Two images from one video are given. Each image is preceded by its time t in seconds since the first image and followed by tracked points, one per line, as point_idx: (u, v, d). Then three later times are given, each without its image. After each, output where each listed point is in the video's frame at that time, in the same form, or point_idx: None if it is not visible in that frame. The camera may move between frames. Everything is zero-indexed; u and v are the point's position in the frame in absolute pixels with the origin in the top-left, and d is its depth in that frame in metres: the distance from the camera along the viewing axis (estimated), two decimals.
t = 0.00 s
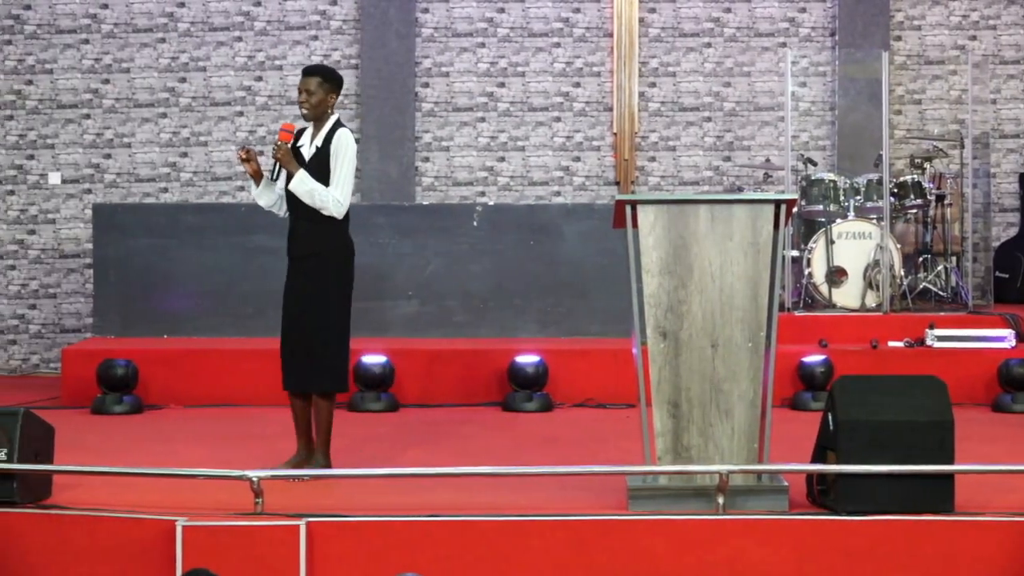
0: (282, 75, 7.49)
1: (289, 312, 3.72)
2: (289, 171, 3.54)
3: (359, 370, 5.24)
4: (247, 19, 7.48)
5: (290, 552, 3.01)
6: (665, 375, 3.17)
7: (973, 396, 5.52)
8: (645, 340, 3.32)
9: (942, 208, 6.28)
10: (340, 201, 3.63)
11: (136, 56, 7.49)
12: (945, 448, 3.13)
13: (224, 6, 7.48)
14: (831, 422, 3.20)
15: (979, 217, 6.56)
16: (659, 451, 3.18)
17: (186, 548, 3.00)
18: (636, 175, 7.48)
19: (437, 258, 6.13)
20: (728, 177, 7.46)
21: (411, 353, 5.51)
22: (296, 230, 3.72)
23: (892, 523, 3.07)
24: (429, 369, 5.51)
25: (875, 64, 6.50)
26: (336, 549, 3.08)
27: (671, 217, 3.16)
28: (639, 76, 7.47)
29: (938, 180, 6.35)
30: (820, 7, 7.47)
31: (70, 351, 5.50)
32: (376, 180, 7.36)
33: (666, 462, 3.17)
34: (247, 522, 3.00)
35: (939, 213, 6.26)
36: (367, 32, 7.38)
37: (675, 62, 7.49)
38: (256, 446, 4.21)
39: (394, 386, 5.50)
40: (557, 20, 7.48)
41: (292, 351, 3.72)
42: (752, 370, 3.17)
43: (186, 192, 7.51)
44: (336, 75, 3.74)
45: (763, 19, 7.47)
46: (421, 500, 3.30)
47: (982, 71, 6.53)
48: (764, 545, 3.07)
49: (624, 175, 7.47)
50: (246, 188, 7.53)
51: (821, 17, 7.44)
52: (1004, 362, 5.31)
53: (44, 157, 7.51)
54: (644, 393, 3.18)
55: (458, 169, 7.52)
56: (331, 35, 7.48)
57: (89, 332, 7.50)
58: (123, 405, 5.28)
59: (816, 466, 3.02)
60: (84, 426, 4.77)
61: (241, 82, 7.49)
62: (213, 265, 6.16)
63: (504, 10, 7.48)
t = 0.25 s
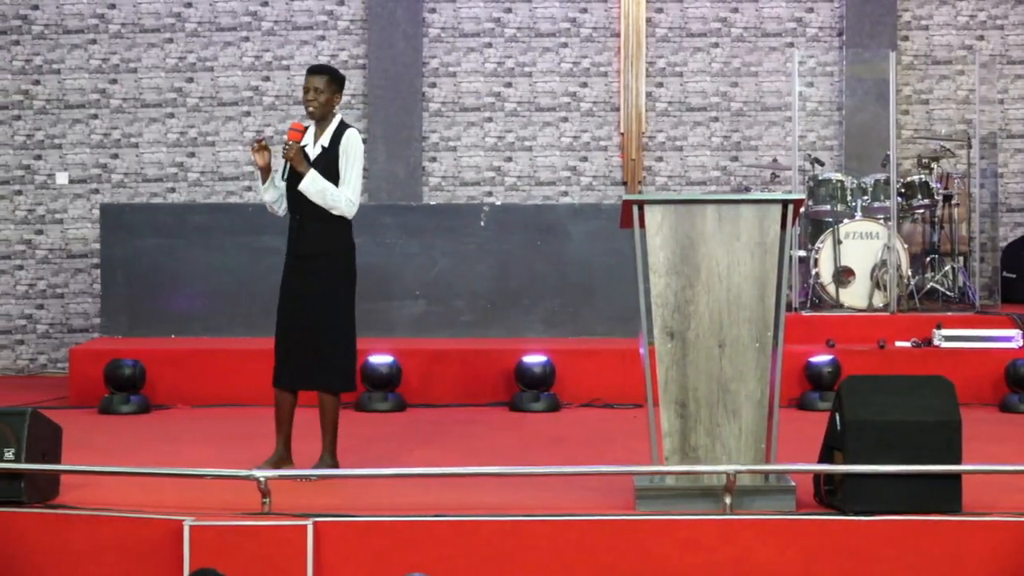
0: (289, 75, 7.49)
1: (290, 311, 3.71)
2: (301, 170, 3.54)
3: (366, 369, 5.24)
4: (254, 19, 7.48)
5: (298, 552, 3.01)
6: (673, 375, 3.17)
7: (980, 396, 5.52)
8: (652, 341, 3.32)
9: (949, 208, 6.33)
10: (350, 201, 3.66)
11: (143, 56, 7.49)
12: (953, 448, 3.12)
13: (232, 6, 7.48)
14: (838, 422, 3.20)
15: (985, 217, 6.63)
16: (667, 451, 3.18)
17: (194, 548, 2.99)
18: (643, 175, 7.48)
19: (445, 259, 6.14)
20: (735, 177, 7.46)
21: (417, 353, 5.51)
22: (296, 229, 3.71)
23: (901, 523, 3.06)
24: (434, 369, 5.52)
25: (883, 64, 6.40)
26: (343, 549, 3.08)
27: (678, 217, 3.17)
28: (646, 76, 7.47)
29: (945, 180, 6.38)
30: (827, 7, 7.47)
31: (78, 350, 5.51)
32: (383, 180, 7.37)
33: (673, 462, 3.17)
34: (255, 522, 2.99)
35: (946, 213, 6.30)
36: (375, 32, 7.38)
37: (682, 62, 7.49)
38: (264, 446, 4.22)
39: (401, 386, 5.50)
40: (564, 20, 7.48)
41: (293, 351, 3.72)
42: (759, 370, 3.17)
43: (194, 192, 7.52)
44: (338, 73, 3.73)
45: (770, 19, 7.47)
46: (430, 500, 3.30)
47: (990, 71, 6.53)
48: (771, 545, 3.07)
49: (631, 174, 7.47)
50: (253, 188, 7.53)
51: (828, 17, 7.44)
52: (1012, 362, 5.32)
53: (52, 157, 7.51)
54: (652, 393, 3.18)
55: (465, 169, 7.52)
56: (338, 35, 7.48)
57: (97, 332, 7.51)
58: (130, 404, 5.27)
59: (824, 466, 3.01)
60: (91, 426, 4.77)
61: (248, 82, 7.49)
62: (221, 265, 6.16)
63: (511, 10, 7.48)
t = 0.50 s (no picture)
0: (296, 75, 7.49)
1: (292, 312, 3.69)
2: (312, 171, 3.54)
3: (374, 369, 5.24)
4: (262, 19, 7.49)
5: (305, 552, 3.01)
6: (680, 375, 3.17)
7: (988, 396, 5.52)
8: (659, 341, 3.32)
9: (956, 208, 6.29)
10: (357, 200, 3.68)
11: (151, 56, 7.49)
12: (961, 449, 3.12)
13: (239, 6, 7.48)
14: (846, 423, 3.19)
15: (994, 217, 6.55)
16: (674, 451, 3.18)
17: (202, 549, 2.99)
18: (651, 175, 7.48)
19: (452, 258, 6.14)
20: (743, 177, 7.46)
21: (423, 353, 5.52)
22: (291, 229, 3.70)
23: (910, 524, 3.06)
24: (439, 369, 5.52)
25: (891, 64, 6.43)
26: (351, 549, 3.08)
27: (686, 217, 3.16)
28: (653, 76, 7.46)
29: (953, 180, 6.32)
30: (835, 7, 7.46)
31: (87, 350, 5.51)
32: (390, 180, 7.38)
33: (681, 462, 3.17)
34: (264, 522, 2.99)
35: (954, 214, 6.27)
36: (382, 33, 7.38)
37: (690, 62, 7.48)
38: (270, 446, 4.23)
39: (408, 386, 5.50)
40: (572, 19, 7.48)
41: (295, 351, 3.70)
42: (767, 370, 3.17)
43: (201, 192, 7.52)
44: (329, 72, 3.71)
45: (777, 19, 7.46)
46: (437, 500, 3.31)
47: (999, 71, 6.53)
48: (780, 545, 3.06)
49: (638, 174, 7.47)
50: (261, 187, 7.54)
51: (836, 16, 7.44)
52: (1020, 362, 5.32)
53: (59, 156, 7.52)
54: (659, 393, 3.19)
55: (472, 169, 7.52)
56: (345, 35, 7.48)
57: (105, 331, 7.52)
58: (138, 404, 5.28)
59: (832, 467, 3.01)
60: (98, 426, 4.78)
61: (256, 82, 7.49)
62: (227, 265, 6.17)
63: (518, 10, 7.48)
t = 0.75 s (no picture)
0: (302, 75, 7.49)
1: (292, 314, 3.69)
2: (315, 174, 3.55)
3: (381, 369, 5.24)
4: (268, 19, 7.49)
5: (312, 552, 3.00)
6: (686, 375, 3.17)
7: (994, 396, 5.52)
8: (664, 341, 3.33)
9: (963, 208, 6.39)
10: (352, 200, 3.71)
11: (157, 56, 7.49)
12: (967, 450, 3.11)
13: (246, 6, 7.48)
14: (852, 423, 3.18)
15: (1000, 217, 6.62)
16: (681, 451, 3.18)
17: (208, 548, 2.98)
18: (657, 175, 7.48)
19: (459, 258, 6.14)
20: (749, 177, 7.46)
21: (427, 353, 5.52)
22: (285, 234, 3.70)
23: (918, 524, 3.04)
24: (443, 369, 5.52)
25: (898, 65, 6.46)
26: (357, 550, 3.07)
27: (692, 218, 3.16)
28: (660, 76, 7.46)
29: (959, 180, 6.46)
30: (841, 7, 7.45)
31: (93, 351, 5.51)
32: (397, 180, 7.38)
33: (687, 463, 3.17)
34: (271, 522, 2.98)
35: (960, 213, 6.36)
36: (388, 33, 7.38)
37: (696, 62, 7.48)
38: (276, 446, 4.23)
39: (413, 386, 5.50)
40: (578, 20, 7.48)
41: (295, 352, 3.69)
42: (773, 370, 3.17)
43: (208, 192, 7.52)
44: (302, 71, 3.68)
45: (784, 19, 7.46)
46: (443, 501, 3.31)
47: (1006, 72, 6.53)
48: (788, 546, 3.05)
49: (644, 174, 7.46)
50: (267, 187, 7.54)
51: (843, 16, 7.43)
52: None
53: (66, 157, 7.52)
54: (665, 394, 3.19)
55: (479, 169, 7.52)
56: (352, 35, 7.48)
57: (111, 332, 7.53)
58: (145, 404, 5.27)
59: (838, 467, 3.00)
60: (105, 426, 4.78)
61: (262, 82, 7.49)
62: (231, 266, 6.17)
63: (525, 10, 7.48)
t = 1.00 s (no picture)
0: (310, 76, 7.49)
1: (299, 314, 3.69)
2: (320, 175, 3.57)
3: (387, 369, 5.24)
4: (275, 20, 7.49)
5: (319, 552, 3.00)
6: (693, 375, 3.17)
7: (1001, 396, 5.52)
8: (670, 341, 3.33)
9: (971, 208, 6.38)
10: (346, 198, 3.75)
11: (164, 56, 7.50)
12: (976, 450, 3.10)
13: (253, 6, 7.49)
14: (860, 423, 3.18)
15: (1008, 218, 6.70)
16: (687, 451, 3.18)
17: (215, 548, 2.98)
18: (664, 175, 7.48)
19: (466, 258, 6.14)
20: (756, 177, 7.46)
21: (432, 353, 5.52)
22: (285, 234, 3.68)
23: (927, 525, 3.03)
24: (448, 369, 5.52)
25: (905, 64, 6.52)
26: (364, 550, 3.07)
27: (700, 218, 3.16)
28: (667, 76, 7.46)
29: (967, 180, 6.46)
30: (849, 7, 7.45)
31: (100, 351, 5.52)
32: (404, 180, 7.39)
33: (694, 462, 3.17)
34: (279, 522, 2.98)
35: (968, 214, 6.35)
36: (395, 33, 7.38)
37: (703, 62, 7.48)
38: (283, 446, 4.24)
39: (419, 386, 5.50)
40: (585, 20, 7.48)
41: (304, 352, 3.70)
42: (780, 370, 3.17)
43: (215, 193, 7.52)
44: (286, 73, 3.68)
45: (791, 19, 7.46)
46: (451, 501, 3.31)
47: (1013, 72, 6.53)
48: (796, 546, 3.05)
49: (651, 174, 7.46)
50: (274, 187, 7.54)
51: (850, 16, 7.43)
52: None
53: (73, 157, 7.53)
54: (672, 394, 3.19)
55: (486, 170, 7.52)
56: (359, 35, 7.48)
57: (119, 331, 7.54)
58: (151, 404, 5.28)
59: (846, 467, 2.99)
60: (112, 426, 4.79)
61: (269, 82, 7.50)
62: (237, 266, 6.18)
63: (532, 10, 7.48)
